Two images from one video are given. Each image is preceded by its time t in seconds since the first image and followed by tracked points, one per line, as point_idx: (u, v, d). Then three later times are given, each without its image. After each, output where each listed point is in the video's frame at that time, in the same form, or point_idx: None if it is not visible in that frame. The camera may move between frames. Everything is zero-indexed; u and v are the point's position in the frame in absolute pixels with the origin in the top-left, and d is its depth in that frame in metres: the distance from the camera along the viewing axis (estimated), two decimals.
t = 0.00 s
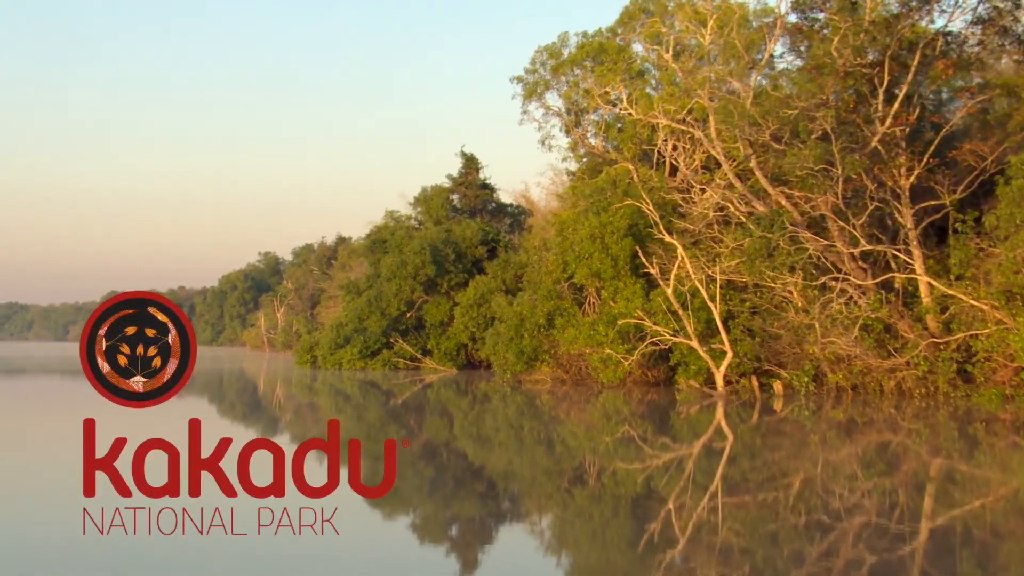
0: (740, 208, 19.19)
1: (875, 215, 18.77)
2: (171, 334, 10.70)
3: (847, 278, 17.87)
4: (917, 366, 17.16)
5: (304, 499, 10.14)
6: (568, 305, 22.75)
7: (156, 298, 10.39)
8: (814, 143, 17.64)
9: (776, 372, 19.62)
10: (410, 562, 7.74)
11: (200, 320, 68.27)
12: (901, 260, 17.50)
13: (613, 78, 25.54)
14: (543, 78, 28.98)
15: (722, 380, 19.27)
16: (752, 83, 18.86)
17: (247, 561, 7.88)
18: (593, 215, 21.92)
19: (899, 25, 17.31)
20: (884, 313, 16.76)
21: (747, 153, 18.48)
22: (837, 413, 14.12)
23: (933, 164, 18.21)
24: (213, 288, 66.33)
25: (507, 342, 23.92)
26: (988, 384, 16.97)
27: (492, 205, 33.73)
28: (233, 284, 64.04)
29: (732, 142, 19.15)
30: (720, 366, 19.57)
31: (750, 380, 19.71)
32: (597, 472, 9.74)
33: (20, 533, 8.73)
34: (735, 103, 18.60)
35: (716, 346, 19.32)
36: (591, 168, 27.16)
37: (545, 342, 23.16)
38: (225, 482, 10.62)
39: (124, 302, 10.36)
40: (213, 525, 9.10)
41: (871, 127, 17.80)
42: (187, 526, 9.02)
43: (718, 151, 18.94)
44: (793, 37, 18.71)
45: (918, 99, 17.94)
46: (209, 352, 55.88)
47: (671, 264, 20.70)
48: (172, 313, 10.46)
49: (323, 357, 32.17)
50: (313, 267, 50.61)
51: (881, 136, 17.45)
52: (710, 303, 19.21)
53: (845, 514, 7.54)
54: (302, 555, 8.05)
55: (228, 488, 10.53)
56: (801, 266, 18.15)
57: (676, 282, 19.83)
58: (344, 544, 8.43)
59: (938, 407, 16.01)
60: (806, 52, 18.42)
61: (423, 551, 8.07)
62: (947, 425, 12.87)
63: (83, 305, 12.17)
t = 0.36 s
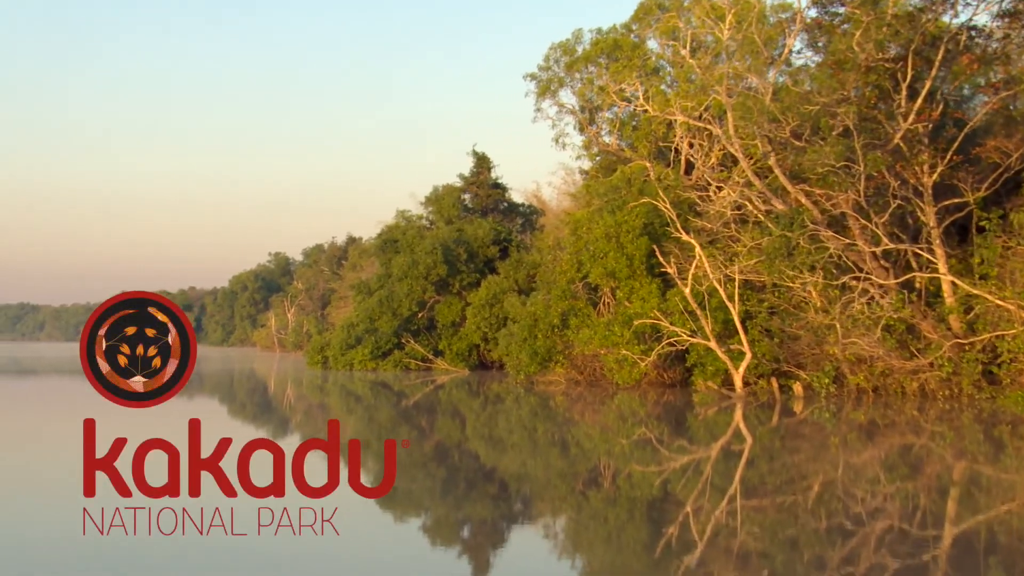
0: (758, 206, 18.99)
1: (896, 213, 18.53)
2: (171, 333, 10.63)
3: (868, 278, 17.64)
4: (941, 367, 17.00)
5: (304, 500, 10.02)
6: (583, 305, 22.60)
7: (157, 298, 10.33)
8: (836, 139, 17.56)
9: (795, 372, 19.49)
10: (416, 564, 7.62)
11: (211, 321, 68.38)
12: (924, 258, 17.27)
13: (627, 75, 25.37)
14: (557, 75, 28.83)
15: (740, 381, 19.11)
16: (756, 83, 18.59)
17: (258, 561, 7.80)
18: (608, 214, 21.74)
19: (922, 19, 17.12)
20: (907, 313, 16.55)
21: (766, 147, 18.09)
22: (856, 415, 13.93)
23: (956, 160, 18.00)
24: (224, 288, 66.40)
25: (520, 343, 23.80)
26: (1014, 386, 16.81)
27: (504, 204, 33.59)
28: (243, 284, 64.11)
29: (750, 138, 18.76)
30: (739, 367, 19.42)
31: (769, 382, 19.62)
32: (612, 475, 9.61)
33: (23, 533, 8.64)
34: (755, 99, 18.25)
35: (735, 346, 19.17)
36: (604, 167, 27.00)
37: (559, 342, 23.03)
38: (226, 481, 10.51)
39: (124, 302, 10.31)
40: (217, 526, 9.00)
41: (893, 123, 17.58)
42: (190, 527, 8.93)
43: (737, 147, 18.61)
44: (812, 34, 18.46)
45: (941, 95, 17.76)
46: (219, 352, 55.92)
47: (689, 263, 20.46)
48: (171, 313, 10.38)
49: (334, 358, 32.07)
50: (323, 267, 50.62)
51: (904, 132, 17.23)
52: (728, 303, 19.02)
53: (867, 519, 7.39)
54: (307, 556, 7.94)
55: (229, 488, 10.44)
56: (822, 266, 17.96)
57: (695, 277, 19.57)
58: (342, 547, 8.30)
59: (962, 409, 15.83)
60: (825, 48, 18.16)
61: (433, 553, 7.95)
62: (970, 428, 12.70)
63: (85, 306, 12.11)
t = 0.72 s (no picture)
0: (779, 205, 18.79)
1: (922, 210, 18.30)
2: (171, 333, 10.55)
3: (892, 277, 17.39)
4: (968, 368, 16.85)
5: (305, 499, 9.97)
6: (599, 305, 22.43)
7: (156, 298, 10.27)
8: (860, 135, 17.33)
9: (816, 373, 19.35)
10: (418, 566, 7.50)
11: (223, 320, 68.49)
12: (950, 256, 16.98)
13: (644, 71, 25.21)
14: (573, 72, 28.69)
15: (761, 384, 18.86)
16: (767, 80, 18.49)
17: (269, 562, 7.71)
18: (624, 213, 21.54)
19: (946, 13, 16.81)
20: (932, 313, 16.35)
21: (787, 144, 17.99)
22: (879, 417, 13.73)
23: (981, 157, 17.69)
24: (236, 288, 66.50)
25: (535, 343, 23.67)
26: None
27: (517, 203, 33.47)
28: (255, 284, 64.20)
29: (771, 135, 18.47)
30: (759, 368, 19.23)
31: (788, 383, 19.48)
32: (629, 477, 9.47)
33: (22, 533, 8.57)
34: (776, 95, 18.02)
35: (756, 346, 19.00)
36: (619, 164, 26.83)
37: (574, 342, 22.89)
38: (226, 481, 10.46)
39: (125, 302, 10.26)
40: (218, 526, 8.92)
41: (918, 119, 17.51)
42: (191, 526, 8.85)
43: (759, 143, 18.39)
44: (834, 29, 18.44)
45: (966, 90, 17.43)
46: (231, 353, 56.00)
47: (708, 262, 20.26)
48: (172, 313, 10.30)
49: (346, 358, 31.97)
50: (335, 267, 50.64)
51: (929, 127, 17.01)
52: (748, 303, 18.82)
53: (891, 524, 7.23)
54: (311, 556, 7.87)
55: (230, 488, 10.38)
56: (844, 264, 17.77)
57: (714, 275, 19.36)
58: (346, 546, 8.24)
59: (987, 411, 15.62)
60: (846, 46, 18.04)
61: (438, 554, 7.85)
62: (997, 430, 12.49)
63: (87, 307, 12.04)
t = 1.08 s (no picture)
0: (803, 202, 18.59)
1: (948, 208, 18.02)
2: (171, 333, 10.48)
3: (918, 275, 17.13)
4: (997, 369, 16.64)
5: (306, 499, 9.92)
6: (617, 304, 22.27)
7: (157, 299, 10.22)
8: (885, 130, 17.32)
9: (840, 374, 19.05)
10: (420, 568, 7.41)
11: (236, 321, 68.70)
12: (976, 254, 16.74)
13: (662, 67, 25.02)
14: (589, 68, 28.53)
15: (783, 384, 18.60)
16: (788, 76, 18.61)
17: (283, 563, 7.62)
18: (642, 211, 21.36)
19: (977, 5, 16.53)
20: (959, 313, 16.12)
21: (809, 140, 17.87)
22: (904, 419, 13.54)
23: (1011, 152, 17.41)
24: (249, 288, 66.65)
25: (552, 343, 23.53)
26: None
27: (531, 202, 33.34)
28: (268, 284, 64.31)
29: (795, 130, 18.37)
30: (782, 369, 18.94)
31: (810, 384, 19.18)
32: (647, 479, 9.32)
33: (22, 534, 8.53)
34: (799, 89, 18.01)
35: (779, 345, 18.70)
36: (636, 162, 26.66)
37: (590, 342, 22.75)
38: (226, 481, 10.41)
39: (125, 301, 10.18)
40: (220, 526, 8.88)
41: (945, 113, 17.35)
42: (191, 527, 8.80)
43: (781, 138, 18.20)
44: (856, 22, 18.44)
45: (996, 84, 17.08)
46: (244, 352, 56.09)
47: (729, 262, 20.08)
48: (171, 313, 10.27)
49: (360, 359, 31.84)
50: (348, 267, 50.67)
51: (956, 123, 16.63)
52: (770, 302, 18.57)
53: (918, 528, 7.08)
54: (316, 557, 7.80)
55: (230, 488, 10.33)
56: (869, 262, 17.54)
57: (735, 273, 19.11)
58: (351, 547, 8.17)
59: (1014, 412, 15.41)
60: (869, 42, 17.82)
61: (443, 556, 7.76)
62: None
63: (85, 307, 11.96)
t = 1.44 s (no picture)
0: (827, 199, 18.27)
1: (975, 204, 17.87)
2: (171, 334, 10.43)
3: (944, 273, 16.89)
4: None
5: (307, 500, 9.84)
6: (635, 304, 22.09)
7: (157, 299, 10.18)
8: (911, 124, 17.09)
9: (864, 375, 18.83)
10: (423, 568, 7.31)
11: (249, 321, 68.86)
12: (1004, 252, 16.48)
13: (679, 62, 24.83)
14: (606, 64, 28.37)
15: (806, 385, 18.37)
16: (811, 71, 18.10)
17: (299, 564, 7.52)
18: (660, 209, 21.18)
19: None
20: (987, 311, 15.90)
21: (834, 135, 17.75)
22: (929, 420, 13.34)
23: None
24: (261, 288, 66.77)
25: (569, 343, 23.38)
26: None
27: (545, 201, 33.25)
28: (281, 284, 64.36)
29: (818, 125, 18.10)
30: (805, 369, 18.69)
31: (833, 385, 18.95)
32: (666, 481, 9.18)
33: (22, 534, 8.47)
34: (823, 83, 17.80)
35: (801, 345, 18.47)
36: (653, 159, 26.49)
37: (607, 342, 22.59)
38: (226, 481, 10.35)
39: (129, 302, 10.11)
40: (222, 527, 8.80)
41: (972, 107, 17.23)
42: (193, 527, 8.73)
43: (803, 134, 17.95)
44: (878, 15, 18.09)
45: None
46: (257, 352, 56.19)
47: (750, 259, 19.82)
48: (172, 313, 10.20)
49: (373, 359, 31.79)
50: (361, 267, 50.66)
51: (985, 117, 16.55)
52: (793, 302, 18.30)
53: (947, 532, 6.93)
54: (322, 557, 7.71)
55: (230, 488, 10.26)
56: (894, 260, 17.29)
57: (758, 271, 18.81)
58: (358, 547, 8.08)
59: None
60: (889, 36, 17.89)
61: (451, 557, 7.64)
62: None
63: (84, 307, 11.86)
